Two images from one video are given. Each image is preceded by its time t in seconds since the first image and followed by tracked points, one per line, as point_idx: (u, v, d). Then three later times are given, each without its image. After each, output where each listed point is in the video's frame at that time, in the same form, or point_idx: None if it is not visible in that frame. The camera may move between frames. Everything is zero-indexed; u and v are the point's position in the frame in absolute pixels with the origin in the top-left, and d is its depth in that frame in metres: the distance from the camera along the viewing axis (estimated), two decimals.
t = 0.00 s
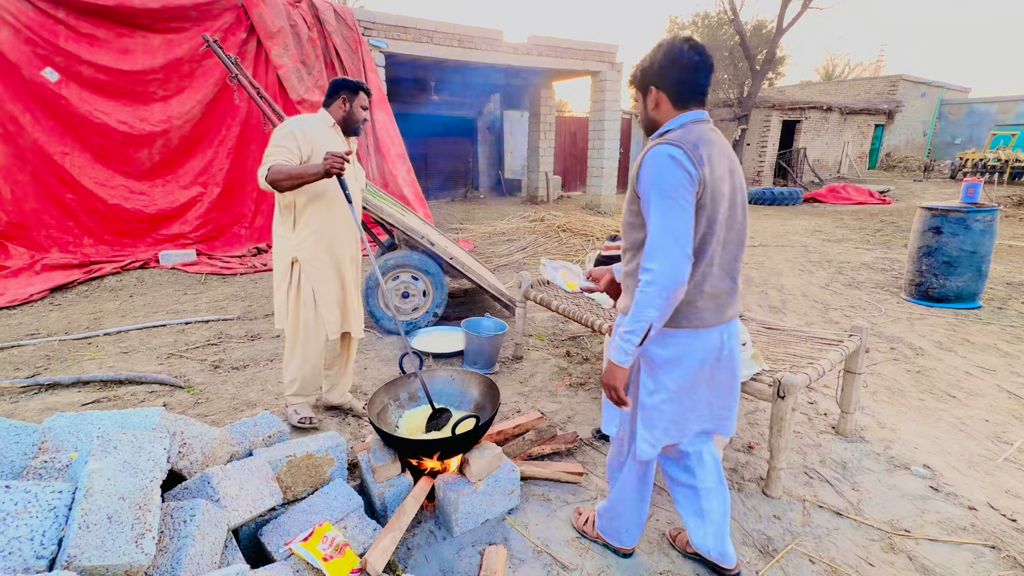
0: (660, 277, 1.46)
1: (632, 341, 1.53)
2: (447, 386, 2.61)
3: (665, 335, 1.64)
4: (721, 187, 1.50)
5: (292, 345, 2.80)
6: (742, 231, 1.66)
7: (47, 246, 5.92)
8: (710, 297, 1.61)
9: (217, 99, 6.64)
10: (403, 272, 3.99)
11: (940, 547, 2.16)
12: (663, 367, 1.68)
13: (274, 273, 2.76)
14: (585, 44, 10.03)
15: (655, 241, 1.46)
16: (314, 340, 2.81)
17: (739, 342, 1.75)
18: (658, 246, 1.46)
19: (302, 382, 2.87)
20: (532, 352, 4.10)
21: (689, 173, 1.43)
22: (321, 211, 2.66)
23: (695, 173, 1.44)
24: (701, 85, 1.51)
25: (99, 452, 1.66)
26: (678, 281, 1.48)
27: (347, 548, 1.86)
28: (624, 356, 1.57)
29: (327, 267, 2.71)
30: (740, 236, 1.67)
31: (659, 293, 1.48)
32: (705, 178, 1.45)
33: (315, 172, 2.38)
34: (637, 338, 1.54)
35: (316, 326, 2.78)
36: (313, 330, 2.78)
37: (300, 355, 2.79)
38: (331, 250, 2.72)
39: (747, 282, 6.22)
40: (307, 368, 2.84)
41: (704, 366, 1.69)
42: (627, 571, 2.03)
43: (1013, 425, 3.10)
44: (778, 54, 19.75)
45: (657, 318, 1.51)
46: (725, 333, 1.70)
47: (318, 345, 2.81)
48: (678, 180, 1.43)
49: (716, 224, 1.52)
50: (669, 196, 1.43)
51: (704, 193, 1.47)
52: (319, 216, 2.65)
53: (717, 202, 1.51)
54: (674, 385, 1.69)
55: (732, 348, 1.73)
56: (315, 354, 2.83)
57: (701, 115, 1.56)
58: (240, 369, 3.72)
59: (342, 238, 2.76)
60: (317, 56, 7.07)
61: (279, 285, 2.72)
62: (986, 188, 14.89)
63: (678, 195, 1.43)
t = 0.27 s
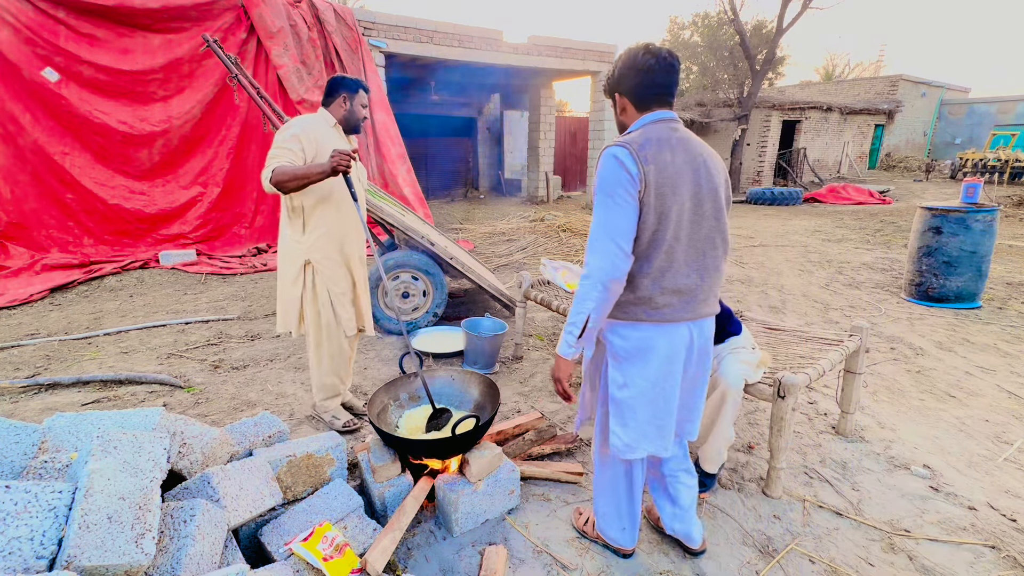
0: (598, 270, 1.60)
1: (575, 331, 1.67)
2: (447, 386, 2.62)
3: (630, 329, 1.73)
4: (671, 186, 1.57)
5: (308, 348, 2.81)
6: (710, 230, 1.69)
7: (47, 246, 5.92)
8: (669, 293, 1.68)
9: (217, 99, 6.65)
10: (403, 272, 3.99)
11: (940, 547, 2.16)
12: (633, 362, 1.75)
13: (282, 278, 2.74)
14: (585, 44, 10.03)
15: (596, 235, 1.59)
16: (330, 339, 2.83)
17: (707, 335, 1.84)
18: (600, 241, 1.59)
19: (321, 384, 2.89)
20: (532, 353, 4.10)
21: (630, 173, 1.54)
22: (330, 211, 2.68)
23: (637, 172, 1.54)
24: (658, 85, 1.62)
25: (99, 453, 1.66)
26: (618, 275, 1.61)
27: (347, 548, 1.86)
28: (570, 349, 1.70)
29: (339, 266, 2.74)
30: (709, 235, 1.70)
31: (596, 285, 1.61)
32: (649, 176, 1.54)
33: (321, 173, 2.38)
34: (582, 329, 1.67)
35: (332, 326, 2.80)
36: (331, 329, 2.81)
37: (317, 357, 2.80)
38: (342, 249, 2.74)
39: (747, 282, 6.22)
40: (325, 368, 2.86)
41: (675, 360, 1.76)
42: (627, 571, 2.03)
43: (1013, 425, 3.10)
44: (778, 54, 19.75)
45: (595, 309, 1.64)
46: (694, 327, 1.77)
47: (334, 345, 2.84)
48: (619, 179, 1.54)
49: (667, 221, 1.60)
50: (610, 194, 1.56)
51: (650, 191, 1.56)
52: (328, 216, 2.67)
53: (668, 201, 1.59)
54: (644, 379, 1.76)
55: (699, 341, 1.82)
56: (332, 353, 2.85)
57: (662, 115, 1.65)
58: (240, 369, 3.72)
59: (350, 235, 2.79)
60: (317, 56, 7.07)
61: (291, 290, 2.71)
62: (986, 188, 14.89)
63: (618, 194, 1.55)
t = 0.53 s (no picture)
0: (568, 265, 1.67)
1: (549, 321, 1.78)
2: (448, 386, 2.62)
3: (607, 324, 1.77)
4: (643, 185, 1.59)
5: (316, 351, 2.81)
6: (692, 231, 1.68)
7: (47, 246, 5.91)
8: (644, 290, 1.69)
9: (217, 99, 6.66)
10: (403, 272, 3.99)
11: (940, 547, 2.16)
12: (610, 357, 1.79)
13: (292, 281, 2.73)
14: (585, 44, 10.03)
15: (568, 232, 1.66)
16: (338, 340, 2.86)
17: (689, 333, 1.81)
18: (571, 237, 1.66)
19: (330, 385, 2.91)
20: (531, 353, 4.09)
21: (600, 172, 1.58)
22: (339, 213, 2.69)
23: (608, 171, 1.58)
24: (640, 87, 1.66)
25: (99, 452, 1.66)
26: (587, 270, 1.67)
27: (347, 548, 1.86)
28: (547, 338, 1.83)
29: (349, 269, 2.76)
30: (691, 235, 1.69)
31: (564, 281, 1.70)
32: (619, 176, 1.57)
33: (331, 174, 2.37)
34: (554, 321, 1.77)
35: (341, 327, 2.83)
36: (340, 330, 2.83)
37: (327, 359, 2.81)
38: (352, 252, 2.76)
39: (747, 282, 6.22)
40: (334, 369, 2.88)
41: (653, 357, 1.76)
42: (626, 571, 2.03)
43: (1013, 425, 3.10)
44: (778, 54, 19.75)
45: (565, 303, 1.73)
46: (673, 325, 1.76)
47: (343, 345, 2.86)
48: (590, 178, 1.59)
49: (639, 220, 1.62)
50: (582, 193, 1.62)
51: (622, 190, 1.59)
52: (338, 219, 2.68)
53: (641, 199, 1.60)
54: (621, 374, 1.78)
55: (680, 339, 1.81)
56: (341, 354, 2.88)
57: (644, 117, 1.67)
58: (240, 369, 3.72)
59: (360, 238, 2.80)
60: (317, 56, 7.07)
61: (302, 293, 2.71)
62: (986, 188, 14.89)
63: (589, 193, 1.60)
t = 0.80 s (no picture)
0: (559, 261, 1.73)
1: (546, 313, 1.90)
2: (448, 387, 2.61)
3: (595, 319, 1.80)
4: (630, 183, 1.60)
5: (321, 348, 2.82)
6: (682, 230, 1.67)
7: (47, 246, 5.91)
8: (631, 287, 1.69)
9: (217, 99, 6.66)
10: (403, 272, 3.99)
11: (940, 547, 2.16)
12: (599, 351, 1.81)
13: (303, 277, 2.75)
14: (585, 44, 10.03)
15: (558, 228, 1.72)
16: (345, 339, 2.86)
17: (681, 332, 1.78)
18: (560, 233, 1.71)
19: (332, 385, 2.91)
20: (531, 353, 4.09)
21: (587, 170, 1.61)
22: (355, 213, 2.70)
23: (595, 169, 1.61)
24: (637, 88, 1.67)
25: (99, 452, 1.66)
26: (574, 266, 1.72)
27: (347, 548, 1.86)
28: (548, 328, 1.94)
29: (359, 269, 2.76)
30: (681, 234, 1.67)
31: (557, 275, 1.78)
32: (605, 174, 1.59)
33: (340, 171, 2.37)
34: (550, 310, 1.87)
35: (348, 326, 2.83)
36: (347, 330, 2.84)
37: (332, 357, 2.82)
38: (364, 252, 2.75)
39: (747, 282, 6.22)
40: (337, 369, 2.88)
41: (642, 354, 1.76)
42: (626, 571, 2.03)
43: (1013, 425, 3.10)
44: (778, 54, 19.75)
45: (556, 296, 1.81)
46: (662, 323, 1.74)
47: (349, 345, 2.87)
48: (579, 176, 1.64)
49: (626, 217, 1.63)
50: (572, 190, 1.66)
51: (608, 188, 1.61)
52: (351, 218, 2.68)
53: (628, 197, 1.61)
54: (609, 369, 1.80)
55: (671, 337, 1.78)
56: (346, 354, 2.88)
57: (640, 115, 1.68)
58: (240, 369, 3.72)
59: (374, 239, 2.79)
60: (317, 56, 7.06)
61: (312, 289, 2.73)
62: (986, 188, 14.88)
63: (577, 190, 1.64)
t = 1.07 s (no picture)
0: (555, 259, 1.74)
1: (541, 311, 1.90)
2: (448, 387, 2.61)
3: (595, 319, 1.79)
4: (627, 182, 1.61)
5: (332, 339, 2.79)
6: (679, 229, 1.67)
7: (47, 246, 5.91)
8: (629, 286, 1.69)
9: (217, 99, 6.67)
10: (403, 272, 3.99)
11: (940, 547, 2.16)
12: (598, 350, 1.81)
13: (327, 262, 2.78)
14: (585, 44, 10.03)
15: (555, 225, 1.73)
16: (358, 337, 2.83)
17: (680, 332, 1.78)
18: (557, 232, 1.72)
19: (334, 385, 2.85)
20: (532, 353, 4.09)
21: (584, 169, 1.63)
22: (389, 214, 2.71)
23: (592, 169, 1.62)
24: (636, 89, 1.67)
25: (99, 452, 1.66)
26: (570, 264, 1.74)
27: (347, 548, 1.86)
28: (543, 326, 1.93)
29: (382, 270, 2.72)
30: (679, 234, 1.67)
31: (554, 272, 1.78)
32: (602, 172, 1.61)
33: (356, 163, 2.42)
34: (545, 309, 1.88)
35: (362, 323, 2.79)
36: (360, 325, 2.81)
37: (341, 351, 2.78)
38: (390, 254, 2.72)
39: (747, 282, 6.22)
40: (346, 367, 2.85)
41: (641, 354, 1.76)
42: (626, 571, 2.03)
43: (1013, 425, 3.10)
44: (778, 54, 19.74)
45: (554, 294, 1.81)
46: (661, 323, 1.75)
47: (362, 344, 2.83)
48: (576, 175, 1.65)
49: (622, 215, 1.63)
50: (570, 189, 1.68)
51: (605, 187, 1.62)
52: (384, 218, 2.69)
53: (625, 196, 1.62)
54: (608, 368, 1.80)
55: (670, 337, 1.78)
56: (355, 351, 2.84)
57: (637, 115, 1.69)
58: (240, 369, 3.72)
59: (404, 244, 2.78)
60: (317, 56, 7.10)
61: (331, 276, 2.74)
62: (986, 188, 14.88)
63: (574, 189, 1.65)
